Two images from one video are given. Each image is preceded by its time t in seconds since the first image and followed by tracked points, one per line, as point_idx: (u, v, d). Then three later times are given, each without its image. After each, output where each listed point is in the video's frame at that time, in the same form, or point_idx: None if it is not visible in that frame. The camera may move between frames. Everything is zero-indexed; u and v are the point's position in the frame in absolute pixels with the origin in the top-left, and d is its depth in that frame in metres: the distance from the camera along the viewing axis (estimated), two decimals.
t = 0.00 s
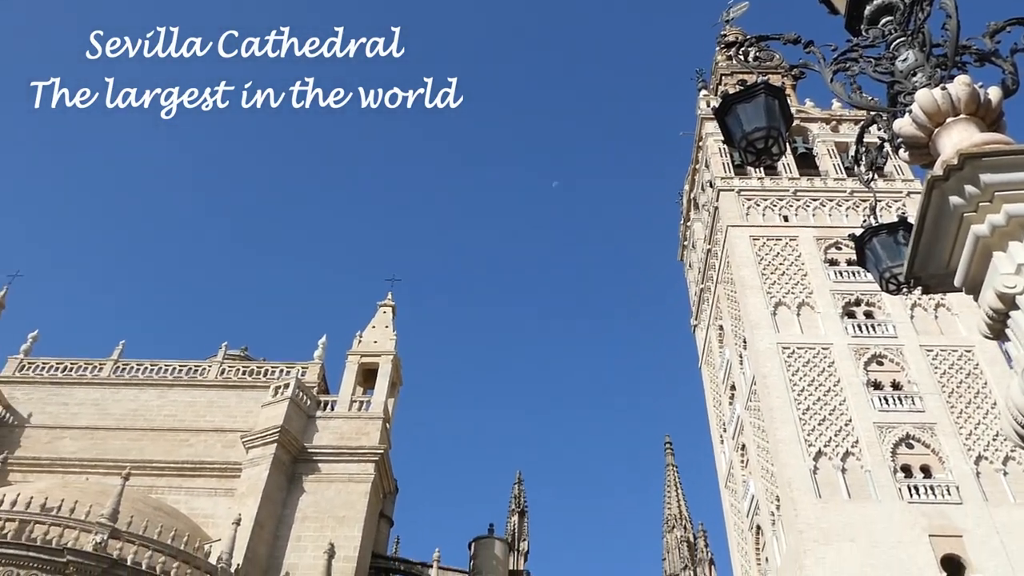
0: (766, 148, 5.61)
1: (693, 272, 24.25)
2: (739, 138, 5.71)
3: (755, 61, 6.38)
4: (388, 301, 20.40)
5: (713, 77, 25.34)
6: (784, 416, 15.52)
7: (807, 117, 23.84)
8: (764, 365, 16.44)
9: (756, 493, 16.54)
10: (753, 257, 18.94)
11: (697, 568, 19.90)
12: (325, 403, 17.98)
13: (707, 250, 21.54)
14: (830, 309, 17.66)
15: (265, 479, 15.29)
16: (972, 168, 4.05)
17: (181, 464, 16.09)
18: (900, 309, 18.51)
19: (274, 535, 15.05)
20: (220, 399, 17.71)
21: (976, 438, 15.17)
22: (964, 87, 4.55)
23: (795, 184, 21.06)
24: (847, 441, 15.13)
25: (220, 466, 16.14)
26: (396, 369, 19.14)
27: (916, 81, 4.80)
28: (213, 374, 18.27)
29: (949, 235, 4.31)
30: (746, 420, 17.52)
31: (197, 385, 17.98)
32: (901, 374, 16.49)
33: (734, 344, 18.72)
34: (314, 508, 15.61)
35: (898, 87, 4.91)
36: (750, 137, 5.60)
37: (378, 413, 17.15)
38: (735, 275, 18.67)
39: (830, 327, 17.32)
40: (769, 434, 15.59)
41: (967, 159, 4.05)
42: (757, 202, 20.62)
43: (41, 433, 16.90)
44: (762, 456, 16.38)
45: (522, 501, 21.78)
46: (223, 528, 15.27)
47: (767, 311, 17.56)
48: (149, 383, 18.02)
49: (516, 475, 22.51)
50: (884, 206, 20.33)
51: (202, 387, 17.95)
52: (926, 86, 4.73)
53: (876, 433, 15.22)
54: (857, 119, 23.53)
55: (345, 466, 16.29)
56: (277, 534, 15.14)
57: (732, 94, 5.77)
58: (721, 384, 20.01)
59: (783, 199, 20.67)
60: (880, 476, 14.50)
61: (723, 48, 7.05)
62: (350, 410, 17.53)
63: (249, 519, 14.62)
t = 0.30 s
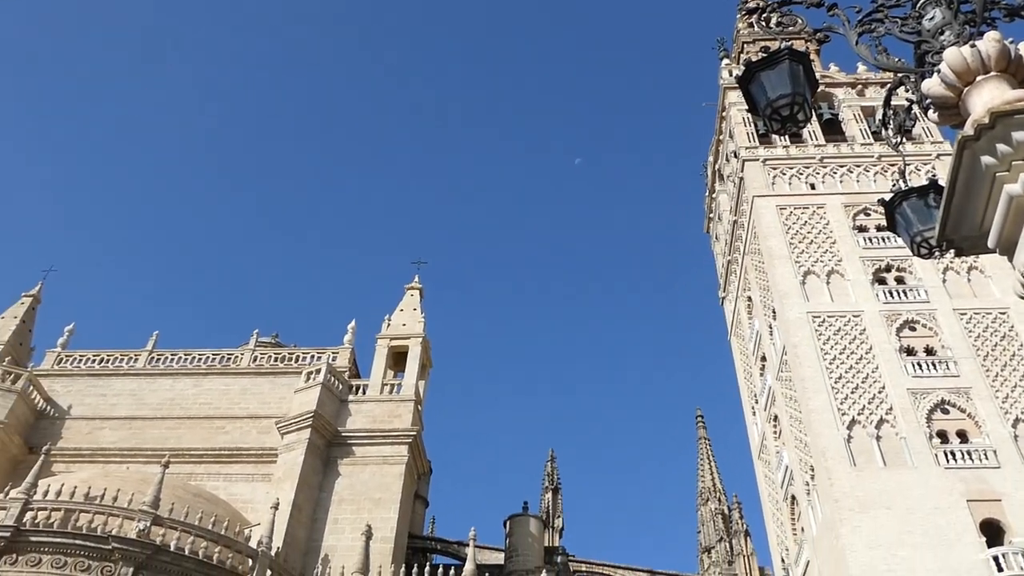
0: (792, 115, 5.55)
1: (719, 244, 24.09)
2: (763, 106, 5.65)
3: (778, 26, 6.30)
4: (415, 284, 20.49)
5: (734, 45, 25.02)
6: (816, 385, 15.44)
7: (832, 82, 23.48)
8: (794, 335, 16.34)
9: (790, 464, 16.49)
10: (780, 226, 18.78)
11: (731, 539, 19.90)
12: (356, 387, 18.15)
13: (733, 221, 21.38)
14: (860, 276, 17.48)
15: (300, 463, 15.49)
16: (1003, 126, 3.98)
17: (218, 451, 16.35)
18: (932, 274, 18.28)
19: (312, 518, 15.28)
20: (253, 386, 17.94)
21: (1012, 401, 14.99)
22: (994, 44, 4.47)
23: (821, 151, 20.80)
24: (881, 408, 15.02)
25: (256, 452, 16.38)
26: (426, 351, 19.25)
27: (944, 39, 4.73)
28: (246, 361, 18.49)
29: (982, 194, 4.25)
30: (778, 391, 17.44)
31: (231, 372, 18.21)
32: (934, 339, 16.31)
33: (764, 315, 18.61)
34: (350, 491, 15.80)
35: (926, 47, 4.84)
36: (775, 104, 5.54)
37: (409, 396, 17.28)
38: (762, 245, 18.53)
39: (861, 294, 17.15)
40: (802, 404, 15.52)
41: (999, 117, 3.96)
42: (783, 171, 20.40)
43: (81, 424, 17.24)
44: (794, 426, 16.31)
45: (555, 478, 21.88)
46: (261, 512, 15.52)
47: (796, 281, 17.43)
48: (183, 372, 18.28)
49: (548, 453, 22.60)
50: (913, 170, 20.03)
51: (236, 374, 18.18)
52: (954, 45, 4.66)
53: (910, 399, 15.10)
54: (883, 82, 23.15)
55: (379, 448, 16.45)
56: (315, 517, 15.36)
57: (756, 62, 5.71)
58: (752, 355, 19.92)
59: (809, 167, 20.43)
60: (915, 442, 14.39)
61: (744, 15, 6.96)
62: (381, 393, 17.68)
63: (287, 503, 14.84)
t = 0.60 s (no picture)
0: (806, 100, 5.53)
1: (734, 230, 23.97)
2: (777, 91, 5.63)
3: (791, 9, 6.25)
4: (430, 277, 20.53)
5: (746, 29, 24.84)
6: (835, 371, 15.38)
7: (846, 64, 23.27)
8: (812, 320, 16.28)
9: (810, 450, 16.44)
10: (795, 211, 18.67)
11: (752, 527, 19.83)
12: (374, 380, 18.23)
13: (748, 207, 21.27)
14: (878, 259, 17.37)
15: (320, 457, 15.59)
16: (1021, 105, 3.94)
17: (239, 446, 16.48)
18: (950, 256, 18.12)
19: (333, 511, 15.39)
20: (272, 381, 18.05)
21: None
22: (1011, 22, 4.40)
23: (836, 134, 20.65)
24: (901, 392, 14.94)
25: (276, 446, 16.49)
26: (443, 343, 19.29)
27: (960, 19, 4.69)
28: (265, 357, 18.61)
29: (1001, 174, 4.23)
30: (796, 377, 17.37)
31: (249, 368, 18.34)
32: (954, 322, 16.19)
33: (781, 301, 18.53)
34: (370, 484, 15.89)
35: (942, 27, 4.80)
36: (789, 89, 5.51)
37: (427, 388, 17.33)
38: (778, 231, 18.44)
39: (878, 278, 17.04)
40: (821, 389, 15.47)
41: (1017, 96, 3.91)
42: (798, 156, 20.27)
43: (104, 422, 17.43)
44: (813, 412, 16.25)
45: (574, 468, 21.90)
46: (283, 506, 15.64)
47: (812, 266, 17.34)
48: (203, 368, 18.42)
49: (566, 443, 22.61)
50: (930, 151, 19.83)
51: (255, 370, 18.31)
52: (970, 24, 4.62)
53: (930, 383, 15.00)
54: (898, 64, 22.92)
55: (398, 441, 16.52)
56: (336, 510, 15.47)
57: (768, 46, 5.67)
58: (769, 342, 19.84)
59: (824, 151, 20.29)
60: (936, 426, 14.30)
61: None
62: (399, 386, 17.76)
63: (308, 497, 14.96)
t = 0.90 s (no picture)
0: (823, 81, 5.49)
1: (753, 215, 23.83)
2: (793, 73, 5.59)
3: None
4: (449, 268, 20.57)
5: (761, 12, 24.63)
6: (857, 354, 15.28)
7: (863, 44, 23.03)
8: (833, 304, 16.18)
9: (833, 434, 16.36)
10: (814, 194, 18.54)
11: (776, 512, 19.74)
12: (395, 372, 18.32)
13: (766, 191, 21.14)
14: (899, 241, 17.21)
15: (343, 450, 15.71)
16: None
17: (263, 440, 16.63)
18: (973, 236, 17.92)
19: (357, 503, 15.51)
20: (294, 375, 18.18)
21: None
22: None
23: (854, 116, 20.46)
24: (925, 374, 14.82)
25: (300, 440, 16.63)
26: (462, 334, 19.34)
27: None
28: (286, 351, 18.73)
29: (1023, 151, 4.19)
30: (817, 361, 17.27)
31: (271, 362, 18.48)
32: (977, 302, 16.03)
33: (801, 285, 18.41)
34: (393, 475, 16.00)
35: (960, 3, 4.75)
36: (805, 70, 5.48)
37: (448, 379, 17.40)
38: (797, 214, 18.32)
39: (899, 259, 16.89)
40: (843, 372, 15.38)
41: None
42: (816, 138, 20.11)
43: (129, 418, 17.63)
44: (835, 396, 16.16)
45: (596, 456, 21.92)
46: (307, 499, 15.78)
47: (832, 249, 17.22)
48: (225, 363, 18.58)
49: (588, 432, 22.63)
50: (950, 130, 19.60)
51: (276, 364, 18.44)
52: None
53: (954, 364, 14.88)
54: (915, 42, 22.65)
55: (420, 432, 16.61)
56: (360, 502, 15.60)
57: (783, 28, 5.63)
58: (790, 326, 19.73)
59: (842, 133, 20.11)
60: (961, 408, 14.19)
61: None
62: (420, 377, 17.84)
63: (332, 489, 15.08)
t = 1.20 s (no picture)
0: (839, 70, 5.45)
1: (770, 206, 23.68)
2: (808, 62, 5.55)
3: None
4: (466, 266, 20.59)
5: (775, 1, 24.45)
6: (878, 344, 15.17)
7: (879, 31, 22.80)
8: (853, 294, 16.06)
9: (855, 425, 16.25)
10: (832, 184, 18.40)
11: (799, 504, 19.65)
12: (415, 370, 18.38)
13: (783, 182, 21.00)
14: (919, 229, 17.06)
15: (365, 449, 15.78)
16: None
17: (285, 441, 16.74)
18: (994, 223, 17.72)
19: (380, 502, 15.59)
20: (315, 376, 18.27)
21: None
22: None
23: (871, 104, 20.28)
24: (948, 363, 14.69)
25: (322, 439, 16.73)
26: (481, 331, 19.35)
27: None
28: (306, 352, 18.83)
29: None
30: (838, 352, 17.15)
31: (292, 364, 18.59)
32: (1000, 290, 15.86)
33: (820, 275, 18.28)
34: (415, 473, 16.06)
35: None
36: (821, 59, 5.43)
37: (467, 376, 17.44)
38: (815, 204, 18.19)
39: (920, 247, 16.74)
40: (864, 363, 15.27)
41: None
42: (833, 127, 19.95)
43: (153, 421, 17.80)
44: (857, 386, 16.05)
45: (617, 451, 21.89)
46: (330, 498, 15.88)
47: (852, 239, 17.08)
48: (247, 365, 18.70)
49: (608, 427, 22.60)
50: (969, 117, 19.38)
51: (297, 365, 18.55)
52: None
53: (977, 353, 14.73)
54: (932, 29, 22.41)
55: (441, 430, 16.66)
56: (383, 500, 15.67)
57: (798, 17, 5.59)
58: (810, 317, 19.60)
59: (859, 122, 19.94)
60: (985, 397, 14.04)
61: None
62: (439, 375, 17.89)
63: (355, 488, 15.16)
